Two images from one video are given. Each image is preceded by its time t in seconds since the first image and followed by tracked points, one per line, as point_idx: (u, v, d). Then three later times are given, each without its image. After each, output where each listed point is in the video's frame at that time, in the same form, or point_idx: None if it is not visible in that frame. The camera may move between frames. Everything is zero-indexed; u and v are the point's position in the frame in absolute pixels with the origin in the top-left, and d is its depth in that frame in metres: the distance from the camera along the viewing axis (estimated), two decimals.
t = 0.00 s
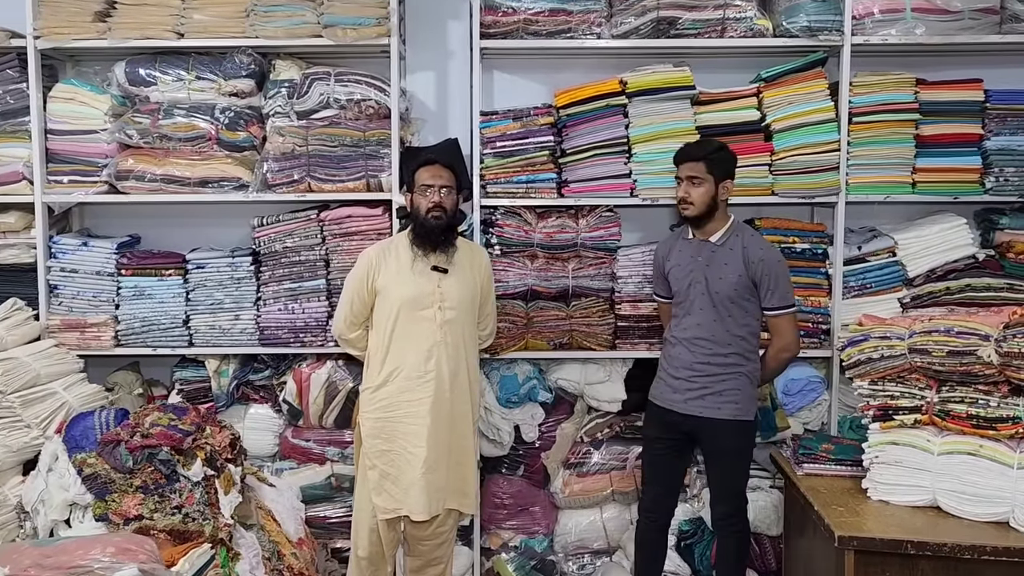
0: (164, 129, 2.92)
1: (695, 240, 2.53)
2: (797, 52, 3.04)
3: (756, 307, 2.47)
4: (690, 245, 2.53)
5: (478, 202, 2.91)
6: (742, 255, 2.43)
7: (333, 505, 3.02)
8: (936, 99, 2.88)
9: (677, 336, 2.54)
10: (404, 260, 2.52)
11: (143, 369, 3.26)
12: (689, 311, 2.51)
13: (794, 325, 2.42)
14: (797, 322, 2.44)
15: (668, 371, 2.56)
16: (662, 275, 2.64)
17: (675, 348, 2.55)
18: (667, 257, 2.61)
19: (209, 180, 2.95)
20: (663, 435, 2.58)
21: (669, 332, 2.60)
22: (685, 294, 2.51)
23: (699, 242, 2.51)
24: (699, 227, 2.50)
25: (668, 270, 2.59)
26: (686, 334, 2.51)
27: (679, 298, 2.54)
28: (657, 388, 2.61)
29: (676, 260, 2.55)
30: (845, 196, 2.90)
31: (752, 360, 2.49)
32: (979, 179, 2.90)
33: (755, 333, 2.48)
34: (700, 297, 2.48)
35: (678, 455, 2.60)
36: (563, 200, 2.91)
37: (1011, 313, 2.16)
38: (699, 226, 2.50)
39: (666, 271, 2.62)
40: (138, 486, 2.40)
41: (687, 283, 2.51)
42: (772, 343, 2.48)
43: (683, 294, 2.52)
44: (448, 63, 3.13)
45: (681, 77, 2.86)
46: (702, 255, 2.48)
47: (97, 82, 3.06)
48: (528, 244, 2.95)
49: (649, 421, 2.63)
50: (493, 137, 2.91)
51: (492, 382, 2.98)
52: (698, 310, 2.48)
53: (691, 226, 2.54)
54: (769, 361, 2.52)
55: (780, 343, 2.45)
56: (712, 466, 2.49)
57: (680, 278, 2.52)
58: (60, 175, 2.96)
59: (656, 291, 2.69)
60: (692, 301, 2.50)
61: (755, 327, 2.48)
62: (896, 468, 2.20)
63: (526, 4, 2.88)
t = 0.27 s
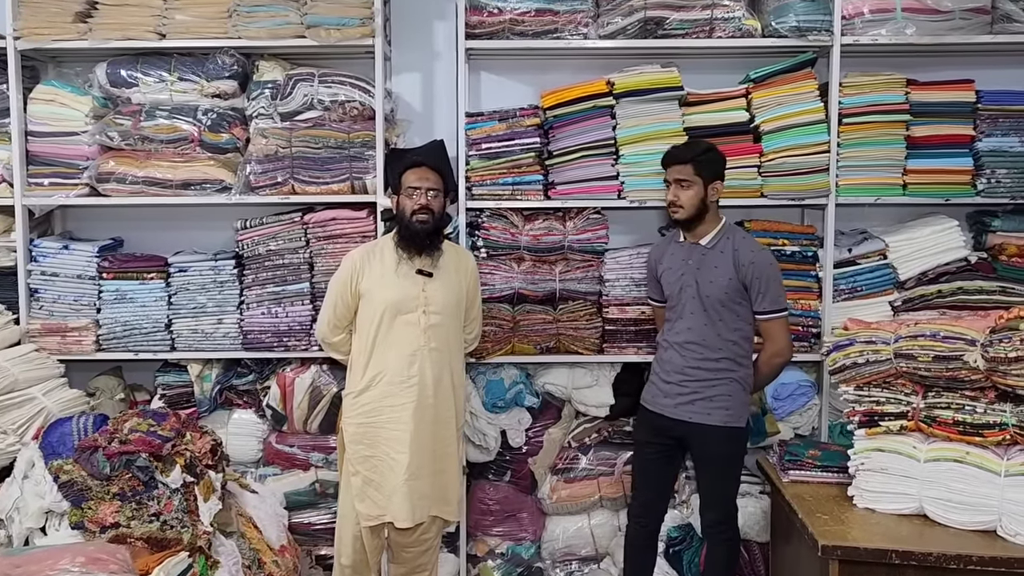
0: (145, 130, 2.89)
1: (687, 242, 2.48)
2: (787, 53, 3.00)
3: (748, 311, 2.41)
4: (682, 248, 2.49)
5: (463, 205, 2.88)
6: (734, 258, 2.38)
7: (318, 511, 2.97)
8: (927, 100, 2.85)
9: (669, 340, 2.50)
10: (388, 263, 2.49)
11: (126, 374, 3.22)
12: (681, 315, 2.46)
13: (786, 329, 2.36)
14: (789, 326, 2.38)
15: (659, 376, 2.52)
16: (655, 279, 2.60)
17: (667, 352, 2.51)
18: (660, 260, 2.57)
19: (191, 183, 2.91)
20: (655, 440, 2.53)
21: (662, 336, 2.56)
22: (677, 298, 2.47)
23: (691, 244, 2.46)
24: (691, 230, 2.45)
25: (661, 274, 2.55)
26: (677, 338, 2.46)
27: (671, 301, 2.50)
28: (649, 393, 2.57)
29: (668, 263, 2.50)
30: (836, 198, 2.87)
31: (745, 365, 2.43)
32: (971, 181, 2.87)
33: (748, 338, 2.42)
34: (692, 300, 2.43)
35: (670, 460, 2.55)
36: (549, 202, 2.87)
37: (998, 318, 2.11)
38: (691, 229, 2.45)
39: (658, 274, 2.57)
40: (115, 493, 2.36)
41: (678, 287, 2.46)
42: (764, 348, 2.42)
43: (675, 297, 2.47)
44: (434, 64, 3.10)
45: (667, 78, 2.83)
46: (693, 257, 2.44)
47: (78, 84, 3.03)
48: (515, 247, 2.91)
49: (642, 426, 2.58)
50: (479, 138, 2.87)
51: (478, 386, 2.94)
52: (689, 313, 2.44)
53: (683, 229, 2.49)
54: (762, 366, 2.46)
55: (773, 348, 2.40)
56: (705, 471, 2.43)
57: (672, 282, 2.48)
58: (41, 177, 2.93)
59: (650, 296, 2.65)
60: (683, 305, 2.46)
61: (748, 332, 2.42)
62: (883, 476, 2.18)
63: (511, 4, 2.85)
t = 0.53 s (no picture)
0: (134, 133, 2.87)
1: (684, 245, 2.46)
2: (782, 54, 2.98)
3: (744, 315, 2.38)
4: (677, 252, 2.45)
5: (455, 207, 2.85)
6: (731, 261, 2.34)
7: (308, 517, 2.94)
8: (922, 102, 2.82)
9: (662, 344, 2.46)
10: (379, 267, 2.46)
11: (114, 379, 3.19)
12: (675, 318, 2.43)
13: (782, 334, 2.33)
14: (785, 330, 2.34)
15: (652, 381, 2.48)
16: (649, 282, 2.55)
17: (660, 356, 2.47)
18: (654, 263, 2.52)
19: (180, 185, 2.88)
20: (647, 446, 2.50)
21: (655, 340, 2.52)
22: (671, 301, 2.43)
23: (687, 247, 2.43)
24: (687, 234, 2.43)
25: (655, 277, 2.50)
26: (671, 342, 2.43)
27: (665, 305, 2.46)
28: (641, 397, 2.53)
29: (663, 266, 2.46)
30: (831, 201, 2.84)
31: (739, 370, 2.40)
32: (967, 184, 2.84)
33: (742, 343, 2.40)
34: (687, 304, 2.40)
35: (662, 466, 2.51)
36: (541, 205, 2.84)
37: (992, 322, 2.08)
38: (688, 233, 2.43)
39: (652, 277, 2.53)
40: (99, 500, 2.33)
41: (673, 290, 2.42)
42: (759, 353, 2.39)
43: (670, 301, 2.43)
44: (426, 66, 3.08)
45: (661, 79, 2.80)
46: (689, 260, 2.40)
47: (66, 85, 3.00)
48: (507, 250, 2.88)
49: (634, 431, 2.54)
50: (470, 141, 2.85)
51: (469, 392, 2.91)
52: (684, 317, 2.40)
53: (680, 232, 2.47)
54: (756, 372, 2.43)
55: (768, 353, 2.36)
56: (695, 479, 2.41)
57: (666, 285, 2.44)
58: (29, 180, 2.90)
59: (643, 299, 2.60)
60: (678, 308, 2.42)
61: (743, 336, 2.39)
62: (876, 482, 2.14)
63: (503, 6, 2.82)
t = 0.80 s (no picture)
0: (131, 133, 2.84)
1: (686, 247, 2.43)
2: (784, 55, 2.95)
3: (745, 318, 2.35)
4: (678, 254, 2.43)
5: (454, 209, 2.82)
6: (733, 263, 2.32)
7: (306, 521, 2.92)
8: (926, 102, 2.79)
9: (662, 347, 2.44)
10: (379, 268, 2.43)
11: (111, 382, 3.17)
12: (676, 321, 2.40)
13: (785, 337, 2.30)
14: (787, 333, 2.31)
15: (652, 384, 2.46)
16: (649, 284, 2.52)
17: (660, 360, 2.45)
18: (655, 265, 2.49)
19: (177, 187, 2.86)
20: (645, 451, 2.47)
21: (655, 343, 2.49)
22: (672, 304, 2.40)
23: (688, 249, 2.41)
24: (692, 237, 2.40)
25: (656, 279, 2.47)
26: (672, 345, 2.40)
27: (666, 307, 2.43)
28: (640, 401, 2.50)
29: (664, 268, 2.44)
30: (833, 203, 2.82)
31: (741, 373, 2.38)
32: (971, 186, 2.82)
33: (743, 346, 2.37)
34: (688, 307, 2.37)
35: (661, 471, 2.49)
36: (541, 207, 2.82)
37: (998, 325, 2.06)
38: (692, 236, 2.40)
39: (652, 279, 2.50)
40: (95, 504, 2.30)
41: (674, 293, 2.39)
42: (761, 356, 2.35)
43: (671, 303, 2.41)
44: (425, 66, 3.05)
45: (662, 80, 2.78)
46: (691, 262, 2.38)
47: (63, 86, 2.98)
48: (507, 252, 2.86)
49: (633, 436, 2.51)
50: (470, 142, 2.82)
51: (469, 395, 2.88)
52: (685, 320, 2.38)
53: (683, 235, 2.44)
54: (757, 376, 2.39)
55: (770, 356, 2.32)
56: (694, 484, 2.39)
57: (667, 288, 2.41)
58: (25, 181, 2.88)
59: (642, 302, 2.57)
60: (679, 311, 2.39)
61: (744, 339, 2.36)
62: (881, 488, 2.12)
63: (503, 6, 2.80)
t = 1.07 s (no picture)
0: (134, 136, 2.83)
1: (696, 252, 2.40)
2: (794, 57, 2.93)
3: (757, 323, 2.34)
4: (689, 259, 2.40)
5: (460, 212, 2.80)
6: (743, 268, 2.30)
7: (310, 527, 2.89)
8: (937, 105, 2.77)
9: (674, 353, 2.41)
10: (384, 272, 2.41)
11: (114, 386, 3.14)
12: (687, 327, 2.38)
13: (794, 341, 2.30)
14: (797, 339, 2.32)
15: (665, 391, 2.43)
16: (659, 288, 2.50)
17: (673, 365, 2.42)
18: (664, 270, 2.47)
19: (181, 189, 2.83)
20: (660, 458, 2.44)
21: (666, 349, 2.47)
22: (683, 309, 2.38)
23: (699, 254, 2.38)
24: (705, 241, 2.38)
25: (666, 283, 2.45)
26: (684, 351, 2.37)
27: (677, 313, 2.41)
28: (654, 408, 2.48)
29: (674, 273, 2.42)
30: (843, 207, 2.79)
31: (755, 377, 2.35)
32: (982, 189, 2.79)
33: (756, 350, 2.34)
34: (699, 312, 2.35)
35: (676, 478, 2.46)
36: (548, 210, 2.79)
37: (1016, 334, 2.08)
38: (704, 241, 2.38)
39: (662, 284, 2.48)
40: (98, 511, 2.28)
41: (684, 298, 2.37)
42: (770, 360, 2.36)
43: (681, 309, 2.39)
44: (430, 68, 3.03)
45: (670, 82, 2.75)
46: (701, 268, 2.36)
47: (66, 87, 2.96)
48: (514, 256, 2.83)
49: (646, 442, 2.49)
50: (477, 144, 2.79)
51: (475, 400, 2.86)
52: (696, 326, 2.35)
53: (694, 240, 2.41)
54: (769, 380, 2.39)
55: (779, 360, 2.33)
56: (710, 491, 2.36)
57: (678, 293, 2.39)
58: (27, 184, 2.85)
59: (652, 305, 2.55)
60: (690, 317, 2.37)
61: (756, 343, 2.34)
62: (897, 497, 2.09)
63: (510, 7, 2.77)
